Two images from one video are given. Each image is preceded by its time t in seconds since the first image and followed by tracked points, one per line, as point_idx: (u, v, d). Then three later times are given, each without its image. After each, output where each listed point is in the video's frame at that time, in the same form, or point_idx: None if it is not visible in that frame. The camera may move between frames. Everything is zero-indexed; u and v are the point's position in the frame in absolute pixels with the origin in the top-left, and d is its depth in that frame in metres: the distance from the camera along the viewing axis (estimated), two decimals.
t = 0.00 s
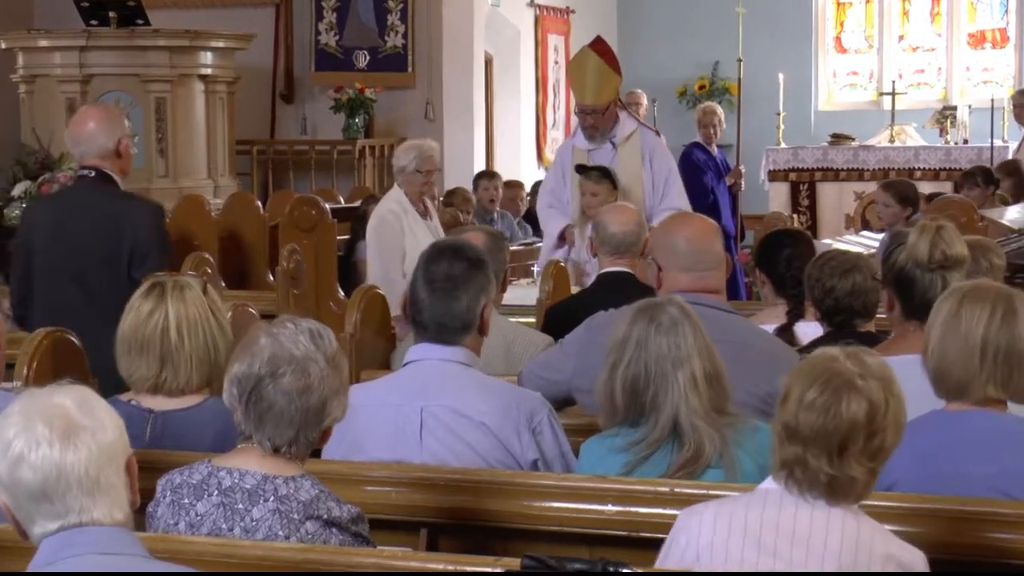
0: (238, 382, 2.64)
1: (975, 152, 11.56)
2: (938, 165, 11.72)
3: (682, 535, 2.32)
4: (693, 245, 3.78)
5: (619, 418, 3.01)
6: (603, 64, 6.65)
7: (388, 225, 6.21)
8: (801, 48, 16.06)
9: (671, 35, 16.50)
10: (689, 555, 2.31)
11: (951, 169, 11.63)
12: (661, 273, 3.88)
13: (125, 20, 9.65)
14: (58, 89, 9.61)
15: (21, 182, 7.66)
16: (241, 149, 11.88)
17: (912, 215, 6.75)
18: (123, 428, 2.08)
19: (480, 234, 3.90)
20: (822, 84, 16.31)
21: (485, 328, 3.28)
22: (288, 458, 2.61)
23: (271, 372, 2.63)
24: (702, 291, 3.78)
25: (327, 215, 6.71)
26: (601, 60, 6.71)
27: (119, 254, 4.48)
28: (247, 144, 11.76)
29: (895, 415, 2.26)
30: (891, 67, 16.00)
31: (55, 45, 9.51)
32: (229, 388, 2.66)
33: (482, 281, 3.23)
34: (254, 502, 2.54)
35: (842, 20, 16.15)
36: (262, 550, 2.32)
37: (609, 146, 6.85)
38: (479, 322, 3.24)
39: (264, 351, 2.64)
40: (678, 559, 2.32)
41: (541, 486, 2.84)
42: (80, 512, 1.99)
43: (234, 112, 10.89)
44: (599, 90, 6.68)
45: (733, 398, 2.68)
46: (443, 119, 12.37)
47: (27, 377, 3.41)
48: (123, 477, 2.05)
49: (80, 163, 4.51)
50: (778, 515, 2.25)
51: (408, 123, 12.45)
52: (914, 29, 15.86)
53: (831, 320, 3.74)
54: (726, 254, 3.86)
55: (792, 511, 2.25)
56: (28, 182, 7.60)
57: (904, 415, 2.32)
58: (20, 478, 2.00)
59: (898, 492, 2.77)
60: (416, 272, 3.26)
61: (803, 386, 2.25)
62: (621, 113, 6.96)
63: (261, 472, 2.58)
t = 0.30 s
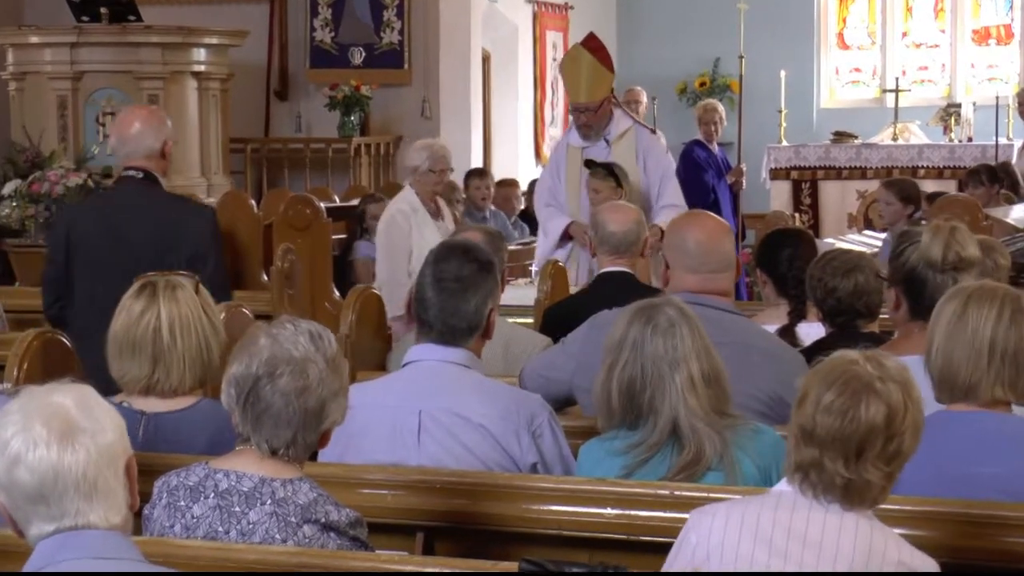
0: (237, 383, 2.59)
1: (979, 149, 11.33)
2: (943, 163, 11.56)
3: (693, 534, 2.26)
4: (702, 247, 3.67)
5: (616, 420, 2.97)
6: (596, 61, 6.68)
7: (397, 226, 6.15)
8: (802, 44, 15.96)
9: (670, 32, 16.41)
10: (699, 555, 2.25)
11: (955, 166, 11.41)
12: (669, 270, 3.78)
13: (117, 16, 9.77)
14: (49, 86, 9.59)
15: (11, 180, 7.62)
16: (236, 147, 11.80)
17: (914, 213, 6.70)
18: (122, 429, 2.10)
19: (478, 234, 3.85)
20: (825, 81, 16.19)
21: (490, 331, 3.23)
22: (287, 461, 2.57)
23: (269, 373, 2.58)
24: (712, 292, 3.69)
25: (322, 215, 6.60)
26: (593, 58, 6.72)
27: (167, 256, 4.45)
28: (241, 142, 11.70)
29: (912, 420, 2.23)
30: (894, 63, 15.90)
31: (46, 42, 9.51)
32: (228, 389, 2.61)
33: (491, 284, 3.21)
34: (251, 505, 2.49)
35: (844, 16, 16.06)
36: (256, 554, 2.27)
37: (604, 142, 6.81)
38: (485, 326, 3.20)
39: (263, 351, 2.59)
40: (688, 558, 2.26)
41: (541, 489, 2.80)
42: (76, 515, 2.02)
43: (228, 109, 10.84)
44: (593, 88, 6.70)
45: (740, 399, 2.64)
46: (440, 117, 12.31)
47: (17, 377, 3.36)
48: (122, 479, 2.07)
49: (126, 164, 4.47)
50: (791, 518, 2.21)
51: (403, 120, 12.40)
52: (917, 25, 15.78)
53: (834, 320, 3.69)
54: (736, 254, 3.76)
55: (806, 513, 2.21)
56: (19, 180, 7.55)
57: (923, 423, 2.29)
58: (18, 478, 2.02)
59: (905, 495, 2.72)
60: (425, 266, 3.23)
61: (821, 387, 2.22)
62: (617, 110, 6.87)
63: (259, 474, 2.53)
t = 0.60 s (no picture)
0: (222, 386, 2.53)
1: (989, 146, 10.87)
2: (951, 160, 11.09)
3: (697, 540, 2.19)
4: (711, 248, 3.54)
5: (616, 424, 2.90)
6: (588, 56, 6.57)
7: (413, 220, 5.94)
8: (807, 37, 15.75)
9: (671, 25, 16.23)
10: (702, 561, 2.17)
11: (963, 163, 10.95)
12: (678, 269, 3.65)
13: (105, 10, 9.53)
14: (36, 82, 9.51)
15: None
16: (227, 144, 11.67)
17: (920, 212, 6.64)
18: (118, 432, 2.05)
19: (476, 233, 3.79)
20: (831, 76, 15.96)
21: (489, 334, 3.11)
22: (277, 466, 2.50)
23: (254, 375, 2.51)
24: (719, 295, 3.56)
25: (316, 213, 6.55)
26: (587, 53, 6.61)
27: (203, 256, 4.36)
28: (233, 139, 11.57)
29: (921, 423, 2.15)
30: (902, 58, 15.63)
31: (34, 36, 9.41)
32: (212, 392, 2.55)
33: (492, 286, 3.08)
34: (240, 510, 2.42)
35: (851, 9, 15.80)
36: (248, 560, 2.21)
37: (597, 137, 6.74)
38: (483, 329, 3.08)
39: (247, 353, 2.53)
40: (691, 564, 2.18)
41: (538, 493, 2.73)
42: (67, 521, 1.97)
43: (220, 105, 10.76)
44: (586, 82, 6.57)
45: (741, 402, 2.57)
46: (436, 113, 12.26)
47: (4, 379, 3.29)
48: (116, 485, 2.02)
49: (154, 160, 4.37)
50: (796, 524, 2.13)
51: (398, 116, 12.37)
52: (925, 18, 15.47)
53: (843, 320, 3.63)
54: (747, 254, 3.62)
55: (811, 520, 2.14)
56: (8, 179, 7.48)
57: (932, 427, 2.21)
58: (7, 481, 1.97)
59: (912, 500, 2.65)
60: (426, 266, 3.11)
61: (827, 389, 2.15)
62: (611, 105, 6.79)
63: (249, 478, 2.47)
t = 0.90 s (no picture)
0: (203, 390, 2.47)
1: (1002, 142, 10.72)
2: (963, 156, 10.86)
3: (701, 548, 2.11)
4: (720, 247, 3.43)
5: (618, 428, 2.81)
6: (581, 50, 6.36)
7: (424, 215, 5.78)
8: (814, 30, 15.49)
9: (675, 17, 15.97)
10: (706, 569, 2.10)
11: (976, 160, 10.79)
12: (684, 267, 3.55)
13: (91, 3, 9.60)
14: (22, 75, 9.44)
15: None
16: (218, 139, 11.54)
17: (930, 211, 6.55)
18: (100, 439, 1.98)
19: (475, 231, 3.70)
20: (838, 69, 15.71)
21: (489, 336, 3.02)
22: (264, 470, 2.43)
23: (234, 377, 2.45)
24: (727, 295, 3.46)
25: (309, 210, 6.52)
26: (579, 47, 6.41)
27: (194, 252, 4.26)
28: (225, 134, 11.45)
29: (929, 427, 2.06)
30: (912, 51, 15.38)
31: (19, 29, 9.34)
32: (194, 397, 2.49)
33: (491, 287, 2.99)
34: (227, 516, 2.34)
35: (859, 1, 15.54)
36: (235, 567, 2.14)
37: (592, 132, 6.63)
38: (482, 333, 2.99)
39: (227, 355, 2.48)
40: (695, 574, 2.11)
41: (536, 497, 2.65)
42: (51, 529, 1.89)
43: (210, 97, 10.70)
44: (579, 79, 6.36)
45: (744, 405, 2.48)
46: (433, 108, 12.04)
47: None
48: (100, 491, 1.94)
49: (140, 156, 4.28)
50: (802, 530, 2.05)
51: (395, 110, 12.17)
52: (936, 11, 15.25)
53: (850, 322, 3.56)
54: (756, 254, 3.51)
55: (817, 527, 2.04)
56: None
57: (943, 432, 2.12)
58: None
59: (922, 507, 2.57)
60: (422, 267, 3.01)
61: (832, 391, 2.06)
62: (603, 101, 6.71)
63: (236, 483, 2.39)
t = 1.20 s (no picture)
0: (183, 394, 2.39)
1: (1011, 138, 10.54)
2: (970, 152, 10.71)
3: (698, 559, 2.03)
4: (721, 246, 3.35)
5: (616, 432, 2.73)
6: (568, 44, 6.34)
7: (421, 214, 5.71)
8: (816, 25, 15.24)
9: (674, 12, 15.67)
10: None
11: (984, 157, 10.65)
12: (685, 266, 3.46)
13: None
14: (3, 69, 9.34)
15: None
16: (206, 134, 11.28)
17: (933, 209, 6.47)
18: (68, 444, 1.94)
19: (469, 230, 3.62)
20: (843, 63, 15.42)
21: (484, 336, 2.95)
22: (250, 475, 2.36)
23: (215, 381, 2.37)
24: (730, 296, 3.38)
25: (296, 208, 6.37)
26: (566, 41, 6.38)
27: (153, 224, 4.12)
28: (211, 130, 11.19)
29: (926, 422, 2.00)
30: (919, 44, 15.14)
31: None
32: (175, 401, 2.41)
33: (486, 287, 2.91)
34: (212, 522, 2.26)
35: None
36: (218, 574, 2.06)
37: (579, 128, 6.50)
38: (478, 333, 2.92)
39: (208, 358, 2.39)
40: None
41: (531, 504, 2.56)
42: (24, 536, 1.86)
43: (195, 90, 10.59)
44: (566, 73, 6.32)
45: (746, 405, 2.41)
46: (425, 102, 11.79)
47: None
48: (70, 496, 1.91)
49: (74, 149, 4.16)
50: (801, 538, 1.97)
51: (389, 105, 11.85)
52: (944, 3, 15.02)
53: (850, 324, 3.48)
54: (759, 254, 3.43)
55: (817, 534, 1.97)
56: None
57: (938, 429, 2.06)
58: None
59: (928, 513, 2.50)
60: (415, 267, 2.92)
61: (825, 393, 1.99)
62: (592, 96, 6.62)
63: (221, 489, 2.31)
